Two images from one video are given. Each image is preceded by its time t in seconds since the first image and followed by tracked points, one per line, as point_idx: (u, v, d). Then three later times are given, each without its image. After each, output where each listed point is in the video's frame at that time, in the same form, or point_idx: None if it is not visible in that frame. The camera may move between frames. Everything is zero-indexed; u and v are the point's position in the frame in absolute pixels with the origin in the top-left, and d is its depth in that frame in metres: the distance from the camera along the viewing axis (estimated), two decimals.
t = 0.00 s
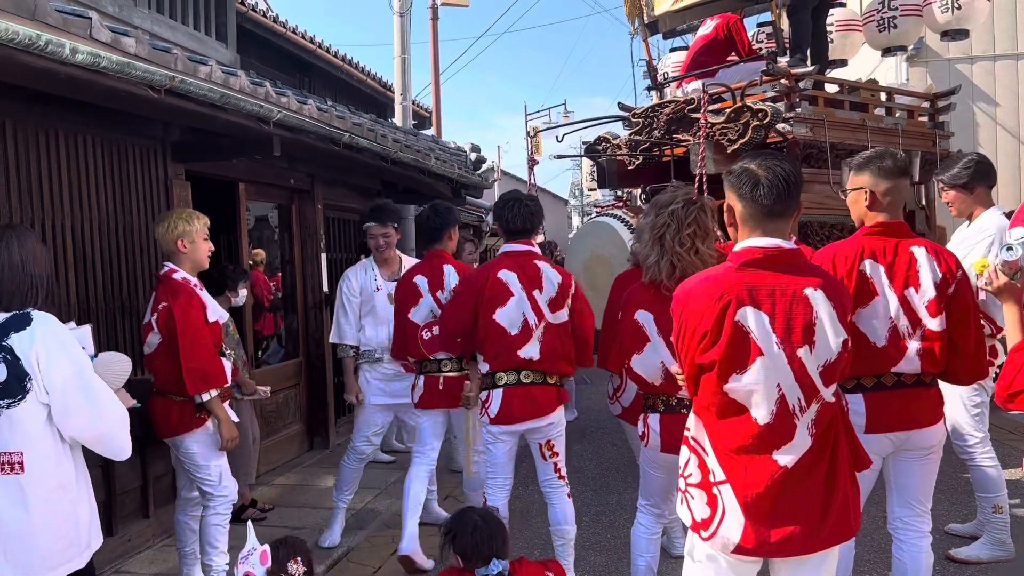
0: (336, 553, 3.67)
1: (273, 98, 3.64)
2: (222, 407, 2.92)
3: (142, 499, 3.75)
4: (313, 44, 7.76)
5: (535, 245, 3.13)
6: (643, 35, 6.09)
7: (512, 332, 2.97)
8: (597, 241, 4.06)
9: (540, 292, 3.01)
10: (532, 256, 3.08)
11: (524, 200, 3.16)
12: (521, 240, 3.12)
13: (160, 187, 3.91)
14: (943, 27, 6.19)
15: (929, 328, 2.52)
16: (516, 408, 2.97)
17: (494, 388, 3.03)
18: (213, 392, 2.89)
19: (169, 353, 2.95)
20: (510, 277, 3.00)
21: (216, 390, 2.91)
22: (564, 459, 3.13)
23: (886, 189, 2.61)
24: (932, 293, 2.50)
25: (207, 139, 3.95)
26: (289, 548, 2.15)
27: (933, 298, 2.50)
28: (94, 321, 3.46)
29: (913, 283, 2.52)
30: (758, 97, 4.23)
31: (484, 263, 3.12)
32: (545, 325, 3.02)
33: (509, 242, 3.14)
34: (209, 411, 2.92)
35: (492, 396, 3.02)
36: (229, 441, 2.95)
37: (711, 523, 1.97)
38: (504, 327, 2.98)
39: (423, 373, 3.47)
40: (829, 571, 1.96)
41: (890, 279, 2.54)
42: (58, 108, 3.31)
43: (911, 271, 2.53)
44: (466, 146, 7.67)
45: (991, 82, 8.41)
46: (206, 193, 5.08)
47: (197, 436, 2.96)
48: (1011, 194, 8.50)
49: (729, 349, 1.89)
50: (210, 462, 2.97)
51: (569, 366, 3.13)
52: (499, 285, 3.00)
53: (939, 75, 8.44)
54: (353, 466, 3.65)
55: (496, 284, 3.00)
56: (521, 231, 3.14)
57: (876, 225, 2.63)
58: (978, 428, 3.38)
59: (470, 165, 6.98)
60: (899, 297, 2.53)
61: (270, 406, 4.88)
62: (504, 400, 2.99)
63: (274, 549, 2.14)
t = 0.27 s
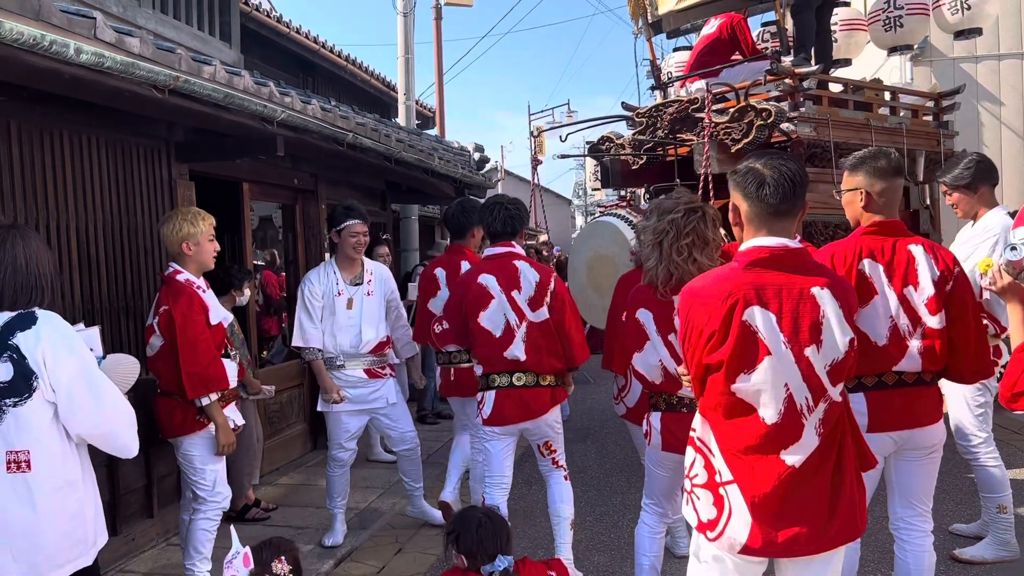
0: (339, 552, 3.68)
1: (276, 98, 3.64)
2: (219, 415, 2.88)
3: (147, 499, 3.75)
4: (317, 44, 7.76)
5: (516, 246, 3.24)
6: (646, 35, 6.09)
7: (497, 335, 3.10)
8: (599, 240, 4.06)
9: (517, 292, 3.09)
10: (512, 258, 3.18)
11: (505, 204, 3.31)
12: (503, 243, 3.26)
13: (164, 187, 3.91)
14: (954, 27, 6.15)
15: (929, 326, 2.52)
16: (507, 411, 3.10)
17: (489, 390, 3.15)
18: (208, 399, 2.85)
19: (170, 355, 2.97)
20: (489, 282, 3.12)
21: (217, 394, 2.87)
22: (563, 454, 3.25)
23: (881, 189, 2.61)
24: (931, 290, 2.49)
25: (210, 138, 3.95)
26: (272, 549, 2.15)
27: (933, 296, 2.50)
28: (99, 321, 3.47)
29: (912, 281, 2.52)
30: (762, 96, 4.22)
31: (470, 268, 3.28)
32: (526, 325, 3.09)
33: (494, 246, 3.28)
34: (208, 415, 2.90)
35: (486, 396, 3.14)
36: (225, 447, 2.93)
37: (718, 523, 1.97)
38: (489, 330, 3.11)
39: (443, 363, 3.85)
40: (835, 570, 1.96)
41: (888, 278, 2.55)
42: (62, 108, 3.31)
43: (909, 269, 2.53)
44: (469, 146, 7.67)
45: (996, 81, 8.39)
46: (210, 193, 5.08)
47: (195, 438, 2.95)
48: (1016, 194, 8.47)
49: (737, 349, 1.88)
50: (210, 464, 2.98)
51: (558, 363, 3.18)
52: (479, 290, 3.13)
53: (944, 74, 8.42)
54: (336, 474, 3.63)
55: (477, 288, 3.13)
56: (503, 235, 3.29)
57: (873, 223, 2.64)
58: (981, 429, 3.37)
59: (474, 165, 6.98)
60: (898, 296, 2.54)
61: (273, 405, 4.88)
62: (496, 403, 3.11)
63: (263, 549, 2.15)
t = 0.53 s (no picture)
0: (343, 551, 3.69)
1: (279, 97, 3.64)
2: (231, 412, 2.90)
3: (150, 498, 3.75)
4: (320, 43, 7.76)
5: (523, 246, 3.28)
6: (649, 34, 6.08)
7: (502, 332, 3.15)
8: (600, 239, 4.06)
9: (524, 291, 3.15)
10: (519, 257, 3.23)
11: (513, 204, 3.36)
12: (511, 242, 3.30)
13: (167, 186, 3.92)
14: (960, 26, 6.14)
15: (931, 324, 2.52)
16: (515, 409, 3.14)
17: (495, 387, 3.19)
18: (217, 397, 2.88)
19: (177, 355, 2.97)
20: (496, 279, 3.17)
21: (224, 394, 2.90)
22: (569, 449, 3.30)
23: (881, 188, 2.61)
24: (932, 288, 2.50)
25: (213, 138, 3.96)
26: (263, 548, 2.15)
27: (934, 293, 2.51)
28: (103, 320, 3.47)
29: (913, 280, 2.52)
30: (765, 95, 4.22)
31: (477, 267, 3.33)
32: (532, 323, 3.14)
33: (501, 245, 3.33)
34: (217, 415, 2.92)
35: (493, 394, 3.19)
36: (237, 446, 2.94)
37: (722, 522, 1.97)
38: (495, 328, 3.16)
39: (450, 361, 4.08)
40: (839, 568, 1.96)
41: (889, 277, 2.55)
42: (65, 107, 3.31)
43: (910, 268, 2.53)
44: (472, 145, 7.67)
45: (999, 80, 8.38)
46: (213, 192, 5.09)
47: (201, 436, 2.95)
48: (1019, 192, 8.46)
49: (743, 348, 1.88)
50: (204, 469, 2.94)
51: (563, 361, 3.24)
52: (486, 288, 3.18)
53: (947, 73, 8.41)
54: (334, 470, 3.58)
55: (484, 287, 3.18)
56: (512, 234, 3.33)
57: (873, 222, 2.64)
58: (984, 428, 3.36)
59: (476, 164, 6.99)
60: (900, 295, 2.53)
61: (277, 404, 4.89)
62: (503, 400, 3.15)
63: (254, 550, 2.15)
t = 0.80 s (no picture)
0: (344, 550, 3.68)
1: (281, 94, 3.64)
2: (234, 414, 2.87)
3: (153, 496, 3.76)
4: (321, 41, 7.76)
5: (549, 245, 3.36)
6: (651, 31, 6.07)
7: (527, 328, 3.20)
8: (603, 237, 4.08)
9: (551, 289, 3.22)
10: (546, 256, 3.30)
11: (540, 203, 3.41)
12: (536, 239, 3.36)
13: (169, 184, 3.92)
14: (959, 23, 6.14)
15: (936, 321, 2.51)
16: (535, 403, 3.19)
17: (515, 381, 3.24)
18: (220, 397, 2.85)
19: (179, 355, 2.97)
20: (523, 276, 3.23)
21: (229, 391, 2.87)
22: (580, 445, 3.35)
23: (884, 185, 2.61)
24: (937, 286, 2.49)
25: (215, 135, 3.96)
26: (260, 550, 2.15)
27: (938, 291, 2.50)
28: (106, 318, 3.48)
29: (917, 277, 2.52)
30: (767, 92, 4.21)
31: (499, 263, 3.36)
32: (557, 321, 3.21)
33: (526, 242, 3.40)
34: (223, 416, 2.89)
35: (513, 387, 3.23)
36: (242, 445, 2.94)
37: (723, 520, 1.97)
38: (519, 323, 3.21)
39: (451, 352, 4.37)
40: (842, 567, 1.96)
41: (893, 276, 2.54)
42: (67, 105, 3.31)
43: (914, 266, 2.53)
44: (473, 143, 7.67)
45: (1002, 76, 8.36)
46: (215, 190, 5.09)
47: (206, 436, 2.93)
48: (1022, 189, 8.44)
49: (744, 346, 1.88)
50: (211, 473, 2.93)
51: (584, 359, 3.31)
52: (512, 284, 3.23)
53: (950, 70, 8.38)
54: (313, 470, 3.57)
55: (510, 283, 3.23)
56: (537, 231, 3.39)
57: (876, 221, 2.64)
58: (987, 426, 3.35)
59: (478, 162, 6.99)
60: (904, 293, 2.52)
61: (279, 402, 4.90)
62: (524, 394, 3.20)
63: (250, 551, 2.16)
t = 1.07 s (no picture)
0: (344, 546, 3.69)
1: (280, 90, 3.64)
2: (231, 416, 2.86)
3: (152, 492, 3.77)
4: (321, 37, 7.75)
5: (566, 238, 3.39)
6: (651, 26, 6.06)
7: (541, 319, 3.24)
8: (604, 233, 4.11)
9: (568, 282, 3.25)
10: (563, 249, 3.33)
11: (559, 196, 3.43)
12: (554, 232, 3.40)
13: (168, 180, 3.92)
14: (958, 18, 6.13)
15: (936, 318, 2.52)
16: (544, 393, 3.22)
17: (524, 371, 3.28)
18: (217, 398, 2.84)
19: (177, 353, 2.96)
20: (542, 267, 3.27)
21: (228, 391, 2.87)
22: (584, 438, 3.35)
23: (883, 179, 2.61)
24: (936, 283, 2.49)
25: (214, 131, 3.96)
26: (259, 546, 2.16)
27: (938, 288, 2.50)
28: (106, 313, 3.49)
29: (916, 275, 2.51)
30: (767, 88, 4.21)
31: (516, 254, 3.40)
32: (571, 314, 3.24)
33: (542, 235, 3.43)
34: (220, 417, 2.89)
35: (522, 378, 3.28)
36: (237, 448, 2.91)
37: (720, 516, 1.97)
38: (534, 314, 3.25)
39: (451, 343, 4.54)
40: (840, 564, 1.96)
41: (892, 273, 2.53)
42: (65, 102, 3.31)
43: (913, 263, 2.52)
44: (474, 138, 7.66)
45: (1003, 72, 8.33)
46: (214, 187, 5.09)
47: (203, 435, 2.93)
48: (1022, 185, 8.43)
49: (740, 342, 1.88)
50: (210, 466, 2.93)
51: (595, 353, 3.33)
52: (531, 275, 3.26)
53: (951, 65, 8.37)
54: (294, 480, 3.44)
55: (528, 274, 3.27)
56: (555, 223, 3.41)
57: (874, 218, 2.64)
58: (985, 423, 3.35)
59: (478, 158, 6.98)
60: (904, 290, 2.52)
61: (279, 398, 4.91)
62: (532, 383, 3.24)
63: (249, 547, 2.17)
